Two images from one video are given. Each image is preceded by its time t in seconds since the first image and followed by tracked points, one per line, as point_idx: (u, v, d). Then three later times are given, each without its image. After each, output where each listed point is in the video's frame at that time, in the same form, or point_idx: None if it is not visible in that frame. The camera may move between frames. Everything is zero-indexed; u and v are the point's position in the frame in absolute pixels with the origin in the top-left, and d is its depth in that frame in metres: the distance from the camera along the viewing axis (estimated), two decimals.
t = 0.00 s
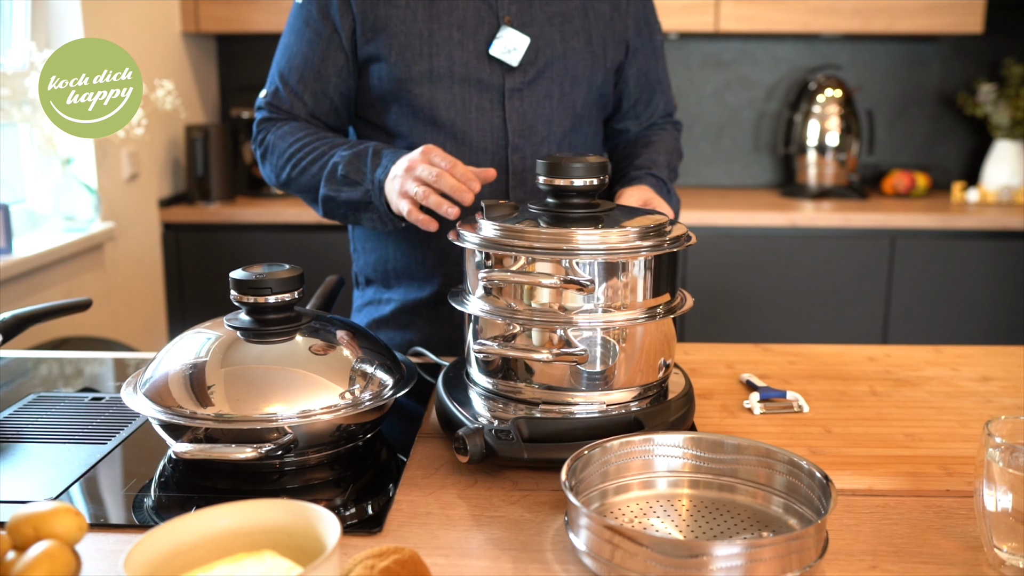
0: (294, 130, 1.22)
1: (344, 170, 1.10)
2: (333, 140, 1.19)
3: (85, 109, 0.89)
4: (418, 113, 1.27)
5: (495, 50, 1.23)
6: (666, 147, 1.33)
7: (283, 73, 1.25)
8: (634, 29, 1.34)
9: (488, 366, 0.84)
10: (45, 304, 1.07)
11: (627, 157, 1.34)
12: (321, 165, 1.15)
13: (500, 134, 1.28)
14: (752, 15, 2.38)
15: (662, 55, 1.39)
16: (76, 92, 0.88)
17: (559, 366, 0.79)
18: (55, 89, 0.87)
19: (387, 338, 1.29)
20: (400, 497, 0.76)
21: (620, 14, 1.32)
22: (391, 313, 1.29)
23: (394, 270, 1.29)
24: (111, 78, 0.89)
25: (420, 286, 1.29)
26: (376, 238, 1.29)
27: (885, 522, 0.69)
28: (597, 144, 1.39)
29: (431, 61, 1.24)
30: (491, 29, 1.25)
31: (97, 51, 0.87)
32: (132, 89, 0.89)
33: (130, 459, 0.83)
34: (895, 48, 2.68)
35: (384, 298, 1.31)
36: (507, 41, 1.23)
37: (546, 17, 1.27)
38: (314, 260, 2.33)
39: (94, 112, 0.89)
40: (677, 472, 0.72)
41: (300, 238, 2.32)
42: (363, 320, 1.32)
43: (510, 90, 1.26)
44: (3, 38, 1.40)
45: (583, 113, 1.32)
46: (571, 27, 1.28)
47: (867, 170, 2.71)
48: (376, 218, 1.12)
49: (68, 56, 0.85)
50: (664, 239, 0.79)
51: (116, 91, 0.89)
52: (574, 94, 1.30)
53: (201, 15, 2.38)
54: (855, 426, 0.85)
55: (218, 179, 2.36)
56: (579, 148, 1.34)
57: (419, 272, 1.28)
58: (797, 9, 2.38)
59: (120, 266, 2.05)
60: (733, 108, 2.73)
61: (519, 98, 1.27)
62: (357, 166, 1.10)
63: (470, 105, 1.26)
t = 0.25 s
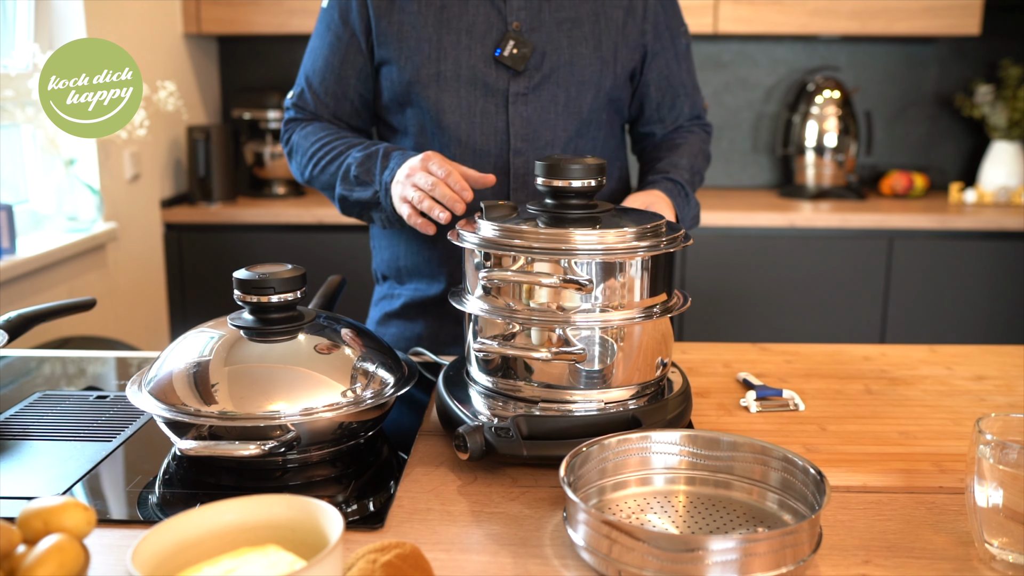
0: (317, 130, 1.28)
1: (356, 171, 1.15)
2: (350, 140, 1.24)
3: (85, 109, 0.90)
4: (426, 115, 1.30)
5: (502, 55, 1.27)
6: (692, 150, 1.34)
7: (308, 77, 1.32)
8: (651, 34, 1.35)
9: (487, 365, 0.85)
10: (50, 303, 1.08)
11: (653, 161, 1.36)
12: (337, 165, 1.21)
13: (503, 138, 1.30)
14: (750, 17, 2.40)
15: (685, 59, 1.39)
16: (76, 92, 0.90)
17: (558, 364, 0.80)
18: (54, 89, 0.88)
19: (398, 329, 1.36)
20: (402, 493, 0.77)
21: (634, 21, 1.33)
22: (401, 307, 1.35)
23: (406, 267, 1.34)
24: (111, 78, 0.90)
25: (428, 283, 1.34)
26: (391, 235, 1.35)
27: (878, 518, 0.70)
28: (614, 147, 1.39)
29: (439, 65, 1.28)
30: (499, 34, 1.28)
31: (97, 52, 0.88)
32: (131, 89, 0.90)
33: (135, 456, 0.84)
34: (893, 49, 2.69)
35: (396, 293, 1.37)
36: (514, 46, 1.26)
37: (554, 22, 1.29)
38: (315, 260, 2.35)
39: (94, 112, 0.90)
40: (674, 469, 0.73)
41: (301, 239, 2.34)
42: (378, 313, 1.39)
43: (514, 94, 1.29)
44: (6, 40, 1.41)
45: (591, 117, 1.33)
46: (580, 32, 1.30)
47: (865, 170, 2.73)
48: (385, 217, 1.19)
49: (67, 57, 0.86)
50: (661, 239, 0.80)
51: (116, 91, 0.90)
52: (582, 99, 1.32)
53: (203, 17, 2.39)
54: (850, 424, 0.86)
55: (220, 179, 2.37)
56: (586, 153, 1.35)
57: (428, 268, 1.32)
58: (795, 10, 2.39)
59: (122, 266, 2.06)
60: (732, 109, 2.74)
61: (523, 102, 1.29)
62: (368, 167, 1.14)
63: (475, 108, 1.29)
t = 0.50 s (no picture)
0: (337, 127, 1.29)
1: (375, 162, 1.15)
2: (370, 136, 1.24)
3: (86, 109, 0.91)
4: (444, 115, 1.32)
5: (519, 56, 1.28)
6: (700, 157, 1.34)
7: (332, 76, 1.33)
8: (667, 38, 1.36)
9: (488, 363, 0.86)
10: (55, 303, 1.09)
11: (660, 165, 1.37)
12: (356, 159, 1.21)
13: (518, 138, 1.32)
14: (749, 18, 2.41)
15: (701, 65, 1.40)
16: (76, 92, 0.91)
17: (558, 363, 0.81)
18: (55, 89, 0.89)
19: (414, 324, 1.37)
20: (403, 491, 0.78)
21: (651, 25, 1.34)
22: (417, 302, 1.36)
23: (422, 264, 1.37)
24: (111, 78, 0.91)
25: (444, 279, 1.36)
26: (409, 232, 1.37)
27: (873, 514, 0.71)
28: (629, 151, 1.41)
29: (457, 65, 1.30)
30: (516, 36, 1.30)
31: (97, 52, 0.89)
32: (131, 89, 0.91)
33: (140, 454, 0.86)
34: (891, 50, 2.70)
35: (413, 290, 1.39)
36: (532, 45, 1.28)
37: (571, 25, 1.31)
38: (316, 260, 2.36)
39: (94, 112, 0.91)
40: (672, 466, 0.74)
41: (303, 239, 2.35)
42: (394, 309, 1.40)
43: (530, 95, 1.31)
44: (8, 42, 1.42)
45: (605, 119, 1.35)
46: (596, 36, 1.32)
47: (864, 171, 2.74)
48: (401, 208, 1.18)
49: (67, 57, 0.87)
50: (659, 240, 0.81)
51: (116, 91, 0.91)
52: (596, 101, 1.33)
53: (204, 18, 2.40)
54: (846, 422, 0.87)
55: (221, 179, 2.38)
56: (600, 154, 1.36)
57: (443, 264, 1.35)
58: (794, 11, 2.40)
59: (124, 266, 2.07)
60: (732, 110, 2.75)
61: (539, 103, 1.31)
62: (386, 159, 1.14)
63: (492, 108, 1.31)
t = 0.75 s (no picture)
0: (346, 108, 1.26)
1: (388, 123, 1.11)
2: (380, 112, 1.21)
3: (85, 109, 0.92)
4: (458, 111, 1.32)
5: (532, 53, 1.29)
6: (704, 159, 1.35)
7: (344, 63, 1.31)
8: (675, 38, 1.37)
9: (487, 361, 0.86)
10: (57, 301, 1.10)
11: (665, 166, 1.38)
12: (366, 129, 1.17)
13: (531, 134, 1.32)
14: (748, 18, 2.41)
15: (709, 66, 1.40)
16: (76, 92, 0.91)
17: (556, 362, 0.82)
18: (54, 89, 0.89)
19: (423, 321, 1.38)
20: (403, 488, 0.79)
21: (660, 25, 1.35)
22: (427, 299, 1.37)
23: (433, 261, 1.37)
24: (111, 78, 0.92)
25: (454, 276, 1.37)
26: (421, 228, 1.38)
27: (868, 511, 0.71)
28: (637, 150, 1.42)
29: (471, 61, 1.31)
30: (529, 34, 1.31)
31: (97, 52, 0.90)
32: (131, 89, 0.92)
33: (142, 451, 0.86)
34: (890, 50, 2.71)
35: (423, 286, 1.39)
36: (546, 44, 1.29)
37: (583, 24, 1.31)
38: (317, 260, 2.36)
39: (94, 112, 0.92)
40: (669, 463, 0.74)
41: (303, 238, 2.35)
42: (404, 306, 1.40)
43: (543, 92, 1.32)
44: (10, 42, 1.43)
45: (617, 117, 1.36)
46: (608, 34, 1.32)
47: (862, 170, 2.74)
48: (411, 171, 1.10)
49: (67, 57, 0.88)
50: (657, 238, 0.82)
51: (116, 91, 0.92)
52: (608, 98, 1.34)
53: (204, 18, 2.41)
54: (842, 420, 0.88)
55: (221, 179, 2.39)
56: (610, 152, 1.37)
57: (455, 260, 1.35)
58: (792, 11, 2.41)
59: (125, 265, 2.08)
60: (731, 110, 2.76)
61: (552, 100, 1.32)
62: (401, 121, 1.11)
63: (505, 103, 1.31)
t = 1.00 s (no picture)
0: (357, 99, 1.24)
1: (402, 88, 1.09)
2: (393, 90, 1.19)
3: (85, 109, 0.92)
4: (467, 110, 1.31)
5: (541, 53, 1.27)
6: (704, 164, 1.35)
7: (354, 61, 1.30)
8: (679, 39, 1.37)
9: (485, 362, 0.87)
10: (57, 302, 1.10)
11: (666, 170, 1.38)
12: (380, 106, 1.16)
13: (542, 133, 1.32)
14: (747, 18, 2.42)
15: (711, 67, 1.41)
16: (76, 92, 0.91)
17: (554, 362, 0.82)
18: (55, 89, 0.90)
19: (428, 322, 1.38)
20: (402, 488, 0.79)
21: (665, 26, 1.36)
22: (433, 300, 1.37)
23: (438, 260, 1.37)
24: (111, 78, 0.92)
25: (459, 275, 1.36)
26: (427, 228, 1.38)
27: (865, 511, 0.72)
28: (642, 150, 1.42)
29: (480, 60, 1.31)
30: (538, 33, 1.31)
31: (97, 52, 0.90)
32: (131, 89, 0.92)
33: (142, 452, 0.86)
34: (890, 50, 2.71)
35: (428, 287, 1.39)
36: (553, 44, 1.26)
37: (592, 24, 1.32)
38: (317, 260, 2.37)
39: (94, 112, 0.92)
40: (667, 463, 0.75)
41: (303, 238, 2.36)
42: (408, 307, 1.40)
43: (553, 91, 1.31)
44: (11, 43, 1.43)
45: (624, 116, 1.36)
46: (616, 34, 1.33)
47: (862, 170, 2.75)
48: (430, 130, 1.07)
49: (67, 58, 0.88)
50: (655, 239, 0.82)
51: (116, 91, 0.92)
52: (617, 97, 1.35)
53: (205, 19, 2.41)
54: (840, 420, 0.88)
55: (221, 180, 2.39)
56: (618, 151, 1.37)
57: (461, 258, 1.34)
58: (791, 12, 2.41)
59: (126, 265, 2.08)
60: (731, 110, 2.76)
61: (562, 99, 1.32)
62: (415, 84, 1.09)
63: (514, 103, 1.30)
